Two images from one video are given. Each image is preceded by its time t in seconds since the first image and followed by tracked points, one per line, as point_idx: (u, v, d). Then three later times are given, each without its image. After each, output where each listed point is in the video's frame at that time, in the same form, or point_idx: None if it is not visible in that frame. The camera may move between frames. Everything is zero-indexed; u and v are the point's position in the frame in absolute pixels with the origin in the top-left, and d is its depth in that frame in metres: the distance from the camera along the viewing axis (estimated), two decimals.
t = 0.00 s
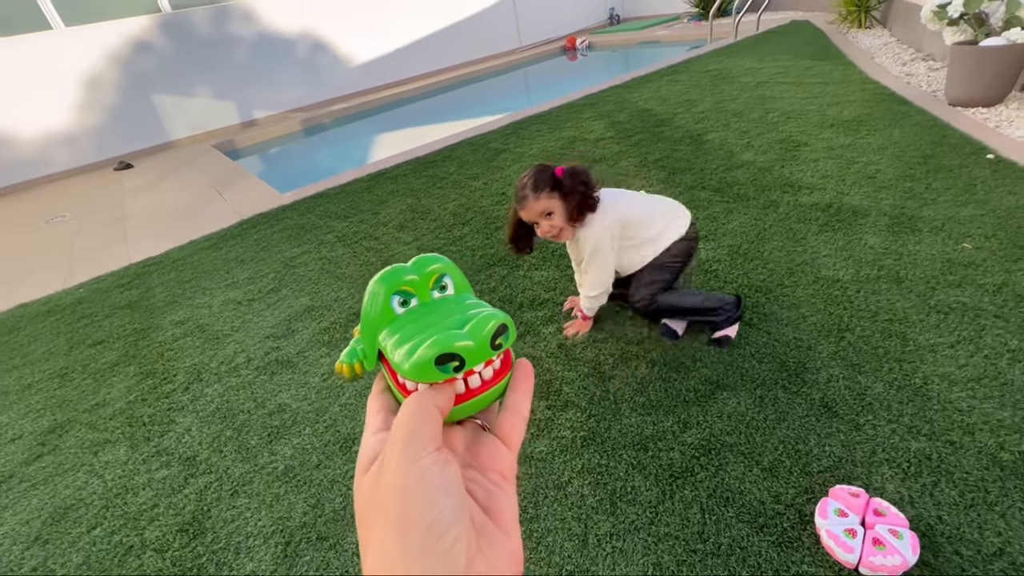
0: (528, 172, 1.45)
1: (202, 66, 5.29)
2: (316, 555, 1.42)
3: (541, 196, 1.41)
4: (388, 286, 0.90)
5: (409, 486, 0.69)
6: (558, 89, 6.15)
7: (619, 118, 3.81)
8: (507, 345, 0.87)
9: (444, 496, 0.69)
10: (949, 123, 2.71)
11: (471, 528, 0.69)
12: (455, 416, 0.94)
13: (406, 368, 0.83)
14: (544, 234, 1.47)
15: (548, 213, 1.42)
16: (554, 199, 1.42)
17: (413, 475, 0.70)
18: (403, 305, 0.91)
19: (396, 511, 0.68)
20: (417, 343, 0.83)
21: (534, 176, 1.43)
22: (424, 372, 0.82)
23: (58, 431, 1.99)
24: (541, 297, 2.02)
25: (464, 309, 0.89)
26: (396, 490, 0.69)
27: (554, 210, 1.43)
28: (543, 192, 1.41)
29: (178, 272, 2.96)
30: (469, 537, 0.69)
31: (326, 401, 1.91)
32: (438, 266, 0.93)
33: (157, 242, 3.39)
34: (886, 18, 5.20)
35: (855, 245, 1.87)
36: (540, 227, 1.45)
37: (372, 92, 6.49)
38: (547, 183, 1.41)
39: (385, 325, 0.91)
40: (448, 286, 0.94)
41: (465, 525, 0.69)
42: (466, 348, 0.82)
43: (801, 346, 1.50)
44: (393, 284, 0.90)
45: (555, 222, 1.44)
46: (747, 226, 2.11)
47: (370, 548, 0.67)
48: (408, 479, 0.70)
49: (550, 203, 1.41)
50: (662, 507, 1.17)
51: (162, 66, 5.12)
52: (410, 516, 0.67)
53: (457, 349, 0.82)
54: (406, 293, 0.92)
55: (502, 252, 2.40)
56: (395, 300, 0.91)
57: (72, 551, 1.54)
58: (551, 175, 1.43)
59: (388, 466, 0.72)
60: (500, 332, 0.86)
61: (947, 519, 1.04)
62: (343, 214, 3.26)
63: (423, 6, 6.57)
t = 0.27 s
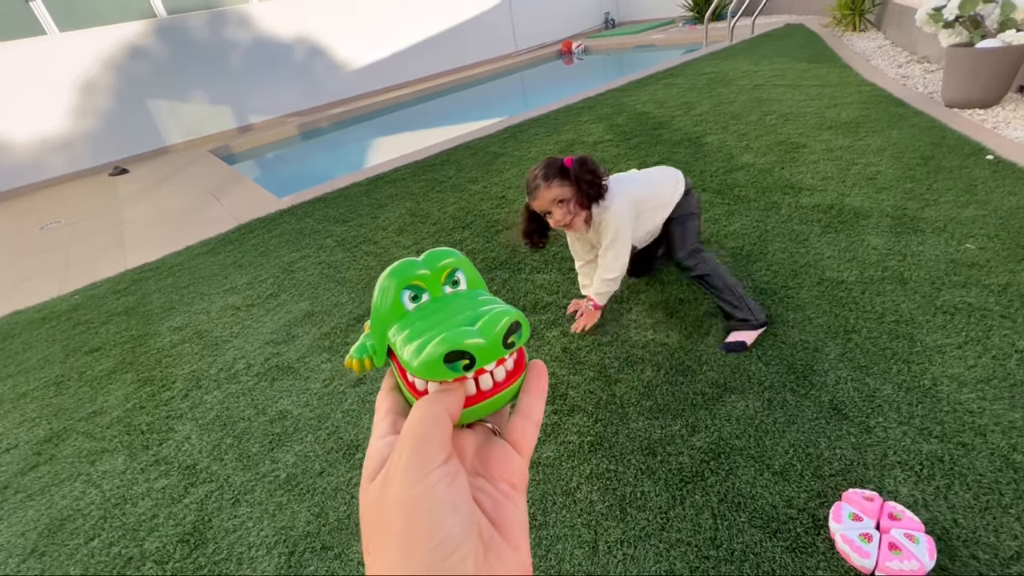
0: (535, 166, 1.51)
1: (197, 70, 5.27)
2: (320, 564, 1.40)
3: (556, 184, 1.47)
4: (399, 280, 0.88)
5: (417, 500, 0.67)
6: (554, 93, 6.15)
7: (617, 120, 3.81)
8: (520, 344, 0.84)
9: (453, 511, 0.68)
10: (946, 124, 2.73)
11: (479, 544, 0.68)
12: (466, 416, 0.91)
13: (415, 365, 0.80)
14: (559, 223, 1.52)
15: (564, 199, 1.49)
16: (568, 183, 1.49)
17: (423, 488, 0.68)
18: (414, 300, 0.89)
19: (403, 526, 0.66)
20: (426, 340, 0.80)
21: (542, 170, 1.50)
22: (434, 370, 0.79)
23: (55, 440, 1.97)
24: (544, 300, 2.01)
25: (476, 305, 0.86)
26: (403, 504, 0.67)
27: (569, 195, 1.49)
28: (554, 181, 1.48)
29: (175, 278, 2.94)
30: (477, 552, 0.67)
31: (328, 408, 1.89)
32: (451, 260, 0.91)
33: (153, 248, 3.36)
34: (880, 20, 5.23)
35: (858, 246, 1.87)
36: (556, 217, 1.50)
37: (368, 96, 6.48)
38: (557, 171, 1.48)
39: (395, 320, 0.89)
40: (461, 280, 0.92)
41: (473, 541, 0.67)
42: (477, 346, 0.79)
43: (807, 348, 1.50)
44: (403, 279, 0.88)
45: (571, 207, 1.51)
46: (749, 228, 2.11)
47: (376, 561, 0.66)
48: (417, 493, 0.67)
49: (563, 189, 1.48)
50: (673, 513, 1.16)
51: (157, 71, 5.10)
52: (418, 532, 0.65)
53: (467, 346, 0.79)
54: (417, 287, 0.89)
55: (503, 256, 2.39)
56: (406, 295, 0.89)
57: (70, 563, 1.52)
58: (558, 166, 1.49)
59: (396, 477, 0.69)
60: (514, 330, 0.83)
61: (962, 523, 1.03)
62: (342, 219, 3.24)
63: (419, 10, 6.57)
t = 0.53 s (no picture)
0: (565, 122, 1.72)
1: (195, 76, 5.29)
2: (325, 568, 1.42)
3: (584, 133, 1.65)
4: (405, 266, 0.90)
5: (419, 484, 0.69)
6: (551, 98, 6.19)
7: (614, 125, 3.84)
8: (521, 338, 0.85)
9: (452, 505, 0.69)
10: (938, 128, 2.76)
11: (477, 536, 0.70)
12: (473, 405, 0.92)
13: (414, 354, 0.82)
14: (583, 174, 1.67)
15: (592, 147, 1.65)
16: (595, 136, 1.67)
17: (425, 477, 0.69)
18: (419, 287, 0.91)
19: (403, 513, 0.67)
20: (429, 330, 0.82)
21: (571, 125, 1.68)
22: (432, 363, 0.80)
23: (56, 448, 1.98)
24: (543, 305, 2.03)
25: (479, 295, 0.87)
26: (405, 494, 0.68)
27: (596, 144, 1.66)
28: (583, 130, 1.66)
29: (175, 284, 2.95)
30: (475, 544, 0.69)
31: (330, 413, 1.90)
32: (457, 247, 0.92)
33: (152, 254, 3.37)
34: (872, 25, 5.29)
35: (852, 249, 1.90)
36: (581, 165, 1.66)
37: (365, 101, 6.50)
38: (586, 123, 1.68)
39: (401, 306, 0.92)
40: (468, 267, 0.93)
41: (471, 533, 0.69)
42: (475, 340, 0.80)
43: (804, 350, 1.52)
44: (409, 265, 0.90)
45: (598, 156, 1.66)
46: (745, 232, 2.13)
47: (375, 550, 0.68)
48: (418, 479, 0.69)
49: (590, 140, 1.65)
50: (674, 514, 1.19)
51: (155, 78, 5.11)
52: (415, 516, 0.67)
53: (464, 341, 0.79)
54: (424, 274, 0.91)
55: (502, 261, 2.42)
56: (411, 281, 0.91)
57: (74, 569, 1.53)
58: (588, 122, 1.69)
59: (398, 462, 0.70)
60: (519, 322, 0.84)
61: (957, 521, 1.06)
62: (341, 224, 3.26)
63: (416, 17, 6.61)
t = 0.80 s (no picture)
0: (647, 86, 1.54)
1: (192, 83, 5.30)
2: (324, 573, 1.42)
3: (663, 109, 1.49)
4: (399, 286, 0.90)
5: (420, 489, 0.69)
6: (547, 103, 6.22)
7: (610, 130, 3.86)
8: (517, 358, 0.88)
9: (451, 513, 0.70)
10: (931, 132, 2.79)
11: (475, 545, 0.71)
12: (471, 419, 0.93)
13: (413, 379, 0.83)
14: (643, 152, 1.52)
15: (665, 131, 1.51)
16: (671, 118, 1.52)
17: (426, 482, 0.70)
18: (412, 307, 0.92)
19: (403, 513, 0.68)
20: (426, 355, 0.83)
21: (651, 93, 1.50)
22: (432, 389, 0.81)
23: (54, 455, 1.98)
24: (541, 309, 2.04)
25: (475, 314, 0.88)
26: (405, 502, 0.68)
27: (668, 129, 1.51)
28: (664, 105, 1.50)
29: (173, 290, 2.95)
30: (474, 552, 0.70)
31: (329, 418, 1.91)
32: (449, 265, 0.93)
33: (150, 261, 3.38)
34: (865, 30, 5.33)
35: (848, 252, 1.91)
36: (646, 143, 1.52)
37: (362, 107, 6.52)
38: (668, 100, 1.51)
39: (396, 326, 0.92)
40: (460, 284, 0.94)
41: (469, 541, 0.70)
42: (472, 365, 0.81)
43: (801, 352, 1.53)
44: (402, 285, 0.90)
45: (665, 143, 1.52)
46: (741, 235, 2.15)
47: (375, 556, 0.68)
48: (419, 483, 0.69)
49: (665, 121, 1.50)
50: (672, 516, 1.19)
51: (152, 84, 5.13)
52: (414, 521, 0.67)
53: (463, 366, 0.81)
54: (417, 293, 0.91)
55: (500, 265, 2.42)
56: (405, 301, 0.91)
57: None
58: (670, 98, 1.52)
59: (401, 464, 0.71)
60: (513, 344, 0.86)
61: (953, 521, 1.06)
62: (339, 230, 3.27)
63: (413, 23, 6.63)
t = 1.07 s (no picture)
0: (620, 24, 1.46)
1: (191, 89, 5.32)
2: None
3: (637, 49, 1.41)
4: (406, 285, 0.90)
5: (416, 507, 0.69)
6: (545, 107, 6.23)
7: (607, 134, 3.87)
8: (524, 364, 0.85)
9: (450, 525, 0.69)
10: (924, 135, 2.80)
11: (476, 555, 0.70)
12: (470, 426, 0.88)
13: (418, 380, 0.82)
14: (614, 99, 1.45)
15: (640, 74, 1.43)
16: (648, 60, 1.44)
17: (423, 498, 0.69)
18: (420, 307, 0.91)
19: (402, 535, 0.68)
20: (431, 355, 0.82)
21: (625, 32, 1.43)
22: (436, 391, 0.80)
23: (51, 460, 1.98)
24: (538, 312, 2.04)
25: (483, 316, 0.87)
26: (404, 513, 0.68)
27: (643, 73, 1.44)
28: (638, 45, 1.42)
29: (171, 295, 2.96)
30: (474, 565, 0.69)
31: (325, 422, 1.91)
32: (459, 266, 0.93)
33: (148, 265, 3.38)
34: (860, 34, 5.37)
35: (842, 255, 1.92)
36: (618, 88, 1.44)
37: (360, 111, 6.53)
38: (644, 40, 1.44)
39: (401, 325, 0.92)
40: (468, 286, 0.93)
41: (469, 550, 0.69)
42: (479, 367, 0.79)
43: (794, 354, 1.54)
44: (410, 284, 0.90)
45: (641, 88, 1.45)
46: (737, 238, 2.16)
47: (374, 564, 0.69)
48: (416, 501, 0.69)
49: (639, 63, 1.42)
50: (666, 518, 1.20)
51: (151, 90, 5.15)
52: (414, 539, 0.67)
53: (469, 367, 0.79)
54: (423, 294, 0.91)
55: (497, 269, 2.43)
56: (412, 300, 0.91)
57: None
58: (649, 40, 1.45)
59: (396, 484, 0.70)
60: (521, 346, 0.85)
61: (943, 521, 1.07)
62: (337, 234, 3.28)
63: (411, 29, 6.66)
